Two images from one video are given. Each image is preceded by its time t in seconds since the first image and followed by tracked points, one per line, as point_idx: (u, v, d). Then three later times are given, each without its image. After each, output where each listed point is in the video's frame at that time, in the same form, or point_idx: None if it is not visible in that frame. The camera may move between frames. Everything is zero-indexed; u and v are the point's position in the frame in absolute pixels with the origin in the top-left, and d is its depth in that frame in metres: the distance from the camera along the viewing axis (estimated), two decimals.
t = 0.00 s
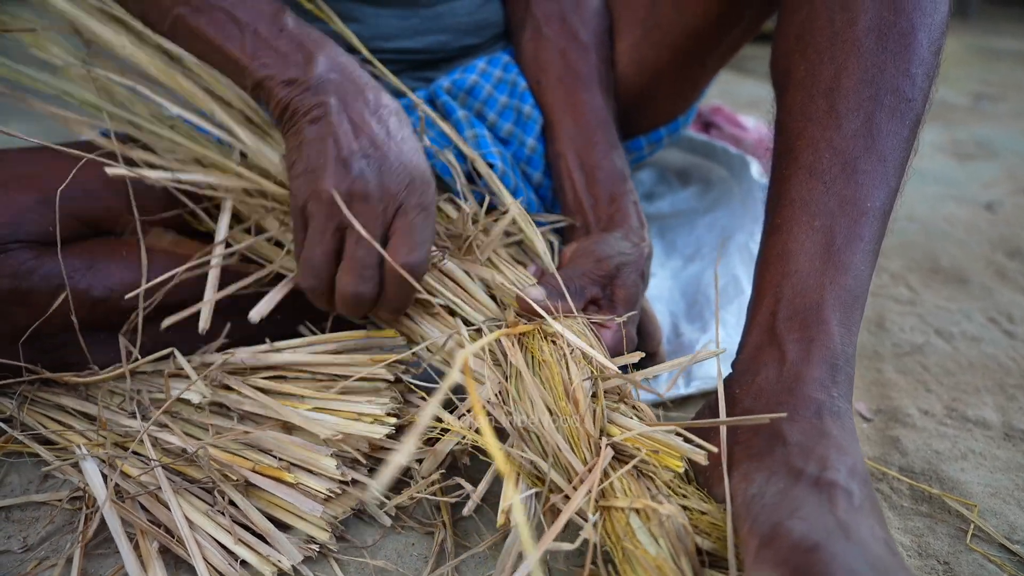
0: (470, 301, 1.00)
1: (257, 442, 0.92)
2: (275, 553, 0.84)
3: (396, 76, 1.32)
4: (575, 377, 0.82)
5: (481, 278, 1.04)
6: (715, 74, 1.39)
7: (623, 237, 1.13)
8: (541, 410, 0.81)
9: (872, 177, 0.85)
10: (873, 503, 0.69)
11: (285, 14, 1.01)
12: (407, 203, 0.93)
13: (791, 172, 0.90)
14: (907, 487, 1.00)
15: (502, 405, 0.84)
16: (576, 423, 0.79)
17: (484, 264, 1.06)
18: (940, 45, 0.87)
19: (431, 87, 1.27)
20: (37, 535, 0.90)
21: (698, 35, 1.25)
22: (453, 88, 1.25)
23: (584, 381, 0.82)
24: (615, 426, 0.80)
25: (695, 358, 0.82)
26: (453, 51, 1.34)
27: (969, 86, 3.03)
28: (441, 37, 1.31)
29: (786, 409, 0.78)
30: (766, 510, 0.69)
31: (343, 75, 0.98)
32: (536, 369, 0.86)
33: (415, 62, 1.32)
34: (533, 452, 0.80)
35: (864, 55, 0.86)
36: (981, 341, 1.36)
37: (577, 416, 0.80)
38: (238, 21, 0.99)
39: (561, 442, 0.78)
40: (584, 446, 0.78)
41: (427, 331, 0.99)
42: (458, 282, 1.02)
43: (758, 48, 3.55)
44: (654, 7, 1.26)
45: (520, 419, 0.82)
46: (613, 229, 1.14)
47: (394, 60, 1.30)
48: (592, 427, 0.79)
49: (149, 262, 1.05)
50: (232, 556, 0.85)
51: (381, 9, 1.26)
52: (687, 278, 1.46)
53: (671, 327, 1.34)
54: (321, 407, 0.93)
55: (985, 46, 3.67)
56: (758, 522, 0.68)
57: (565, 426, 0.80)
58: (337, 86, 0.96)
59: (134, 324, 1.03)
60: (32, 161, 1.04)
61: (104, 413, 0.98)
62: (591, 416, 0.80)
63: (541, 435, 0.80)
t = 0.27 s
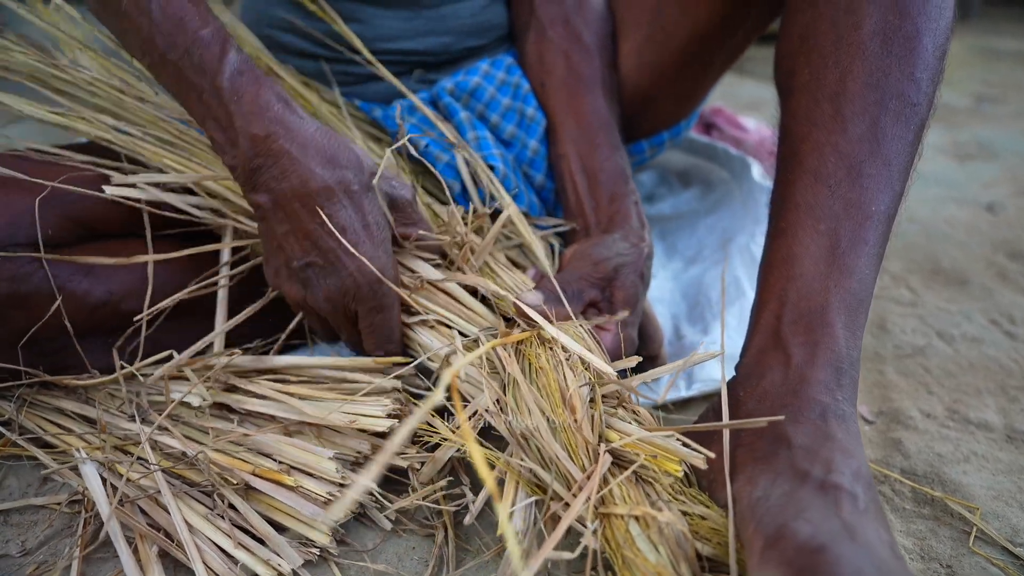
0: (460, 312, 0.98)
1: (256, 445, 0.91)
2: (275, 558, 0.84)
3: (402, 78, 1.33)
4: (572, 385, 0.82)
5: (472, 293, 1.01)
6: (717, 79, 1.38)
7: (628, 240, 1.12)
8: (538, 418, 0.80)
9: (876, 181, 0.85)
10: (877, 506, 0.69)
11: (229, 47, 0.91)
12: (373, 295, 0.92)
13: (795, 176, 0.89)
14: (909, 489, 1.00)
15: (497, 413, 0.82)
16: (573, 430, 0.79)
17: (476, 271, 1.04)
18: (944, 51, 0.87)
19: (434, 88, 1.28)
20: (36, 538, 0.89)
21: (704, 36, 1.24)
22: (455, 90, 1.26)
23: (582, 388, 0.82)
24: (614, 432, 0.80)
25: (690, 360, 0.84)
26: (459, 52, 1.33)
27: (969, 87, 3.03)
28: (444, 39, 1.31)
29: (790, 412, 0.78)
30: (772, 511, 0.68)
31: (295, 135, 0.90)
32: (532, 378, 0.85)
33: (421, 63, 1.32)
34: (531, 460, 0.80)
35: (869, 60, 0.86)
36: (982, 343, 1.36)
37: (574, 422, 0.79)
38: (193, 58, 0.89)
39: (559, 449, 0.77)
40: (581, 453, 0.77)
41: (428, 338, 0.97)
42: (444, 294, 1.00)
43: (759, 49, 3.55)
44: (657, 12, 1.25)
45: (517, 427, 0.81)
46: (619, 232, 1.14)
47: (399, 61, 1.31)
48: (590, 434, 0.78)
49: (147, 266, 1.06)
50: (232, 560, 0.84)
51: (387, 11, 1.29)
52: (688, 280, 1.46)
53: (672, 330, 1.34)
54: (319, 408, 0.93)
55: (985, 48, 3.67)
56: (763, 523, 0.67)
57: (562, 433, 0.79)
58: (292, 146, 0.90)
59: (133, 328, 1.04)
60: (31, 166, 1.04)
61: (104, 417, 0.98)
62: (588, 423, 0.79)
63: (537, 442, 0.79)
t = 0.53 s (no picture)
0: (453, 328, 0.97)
1: (257, 450, 0.91)
2: (275, 562, 0.83)
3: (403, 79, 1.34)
4: (560, 403, 0.82)
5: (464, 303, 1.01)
6: (717, 81, 1.38)
7: (618, 240, 1.12)
8: (528, 439, 0.81)
9: (878, 185, 0.84)
10: (875, 518, 0.68)
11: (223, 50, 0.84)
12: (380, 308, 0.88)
13: (797, 179, 0.89)
14: (912, 494, 0.99)
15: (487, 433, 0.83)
16: (563, 450, 0.79)
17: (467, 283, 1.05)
18: (948, 53, 0.87)
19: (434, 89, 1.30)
20: (36, 543, 0.89)
21: (707, 37, 1.23)
22: (455, 91, 1.28)
23: (571, 404, 0.82)
24: (607, 446, 0.80)
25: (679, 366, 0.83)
26: (462, 52, 1.34)
27: (970, 89, 3.03)
28: (445, 40, 1.31)
29: (790, 417, 0.77)
30: (767, 525, 0.68)
31: (292, 143, 0.84)
32: (521, 396, 0.86)
33: (421, 64, 1.33)
34: (524, 480, 0.80)
35: (871, 63, 0.85)
36: (984, 346, 1.35)
37: (563, 439, 0.80)
38: (176, 81, 0.84)
39: (550, 471, 0.77)
40: (573, 471, 0.77)
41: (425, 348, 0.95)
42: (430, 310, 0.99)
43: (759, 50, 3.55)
44: (658, 11, 1.24)
45: (507, 448, 0.82)
46: (609, 232, 1.14)
47: (401, 62, 1.32)
48: (581, 451, 0.78)
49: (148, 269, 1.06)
50: (232, 565, 0.84)
51: (388, 11, 1.29)
52: (689, 283, 1.45)
53: (673, 332, 1.34)
54: (316, 412, 0.93)
55: (985, 48, 3.67)
56: (759, 537, 0.67)
57: (554, 452, 0.79)
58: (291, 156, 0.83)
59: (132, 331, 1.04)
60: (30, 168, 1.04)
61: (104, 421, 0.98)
62: (579, 441, 0.79)
63: (530, 463, 0.80)
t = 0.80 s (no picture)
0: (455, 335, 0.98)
1: (259, 450, 0.91)
2: (277, 563, 0.83)
3: (404, 80, 1.34)
4: (552, 417, 0.82)
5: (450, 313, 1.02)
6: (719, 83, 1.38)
7: (584, 245, 1.12)
8: (521, 453, 0.81)
9: (879, 187, 0.84)
10: (874, 523, 0.69)
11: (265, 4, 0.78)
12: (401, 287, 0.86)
13: (798, 181, 0.89)
14: (915, 496, 0.99)
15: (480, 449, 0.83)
16: (557, 463, 0.79)
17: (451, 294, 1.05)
18: (950, 53, 0.86)
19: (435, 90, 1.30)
20: (38, 544, 0.89)
21: (709, 39, 1.23)
22: (457, 92, 1.27)
23: (562, 418, 0.82)
24: (601, 458, 0.79)
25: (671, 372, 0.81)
26: (464, 51, 1.34)
27: (972, 90, 3.03)
28: (449, 39, 1.32)
29: (790, 421, 0.77)
30: (766, 532, 0.68)
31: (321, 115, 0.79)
32: (513, 411, 0.86)
33: (423, 64, 1.33)
34: (519, 497, 0.80)
35: (872, 64, 0.85)
36: (988, 348, 1.35)
37: (557, 454, 0.79)
38: (210, 26, 0.75)
39: (544, 485, 0.77)
40: (568, 486, 0.77)
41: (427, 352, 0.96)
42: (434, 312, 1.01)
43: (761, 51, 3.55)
44: (659, 12, 1.24)
45: (500, 465, 0.82)
46: (573, 236, 1.14)
47: (404, 62, 1.32)
48: (575, 465, 0.78)
49: (151, 271, 1.06)
50: (234, 566, 0.84)
51: (391, 10, 1.29)
52: (691, 285, 1.45)
53: (676, 334, 1.34)
54: (316, 413, 0.94)
55: (987, 50, 3.67)
56: (757, 545, 0.68)
57: (547, 466, 0.79)
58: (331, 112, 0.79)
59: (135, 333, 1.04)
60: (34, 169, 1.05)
61: (106, 422, 0.98)
62: (573, 454, 0.79)
63: (524, 478, 0.80)
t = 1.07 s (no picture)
0: (473, 318, 0.97)
1: (261, 451, 0.91)
2: (279, 563, 0.83)
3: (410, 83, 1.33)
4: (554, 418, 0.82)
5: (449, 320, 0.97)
6: (722, 85, 1.38)
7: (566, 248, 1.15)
8: (522, 456, 0.81)
9: (880, 188, 0.84)
10: (873, 528, 0.68)
11: (268, 23, 0.86)
12: (384, 273, 0.94)
13: (799, 182, 0.89)
14: (917, 497, 0.99)
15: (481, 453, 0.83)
16: (559, 464, 0.79)
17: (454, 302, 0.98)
18: (951, 55, 0.87)
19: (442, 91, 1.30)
20: (41, 544, 0.89)
21: (711, 42, 1.23)
22: (462, 93, 1.28)
23: (563, 419, 0.81)
24: (600, 460, 0.79)
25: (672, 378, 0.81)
26: (474, 53, 1.35)
27: (973, 90, 3.03)
28: (457, 39, 1.33)
29: (790, 422, 0.77)
30: (763, 539, 0.69)
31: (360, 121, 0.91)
32: (515, 413, 0.86)
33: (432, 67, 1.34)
34: (520, 498, 0.81)
35: (873, 66, 0.85)
36: (989, 349, 1.35)
37: (559, 454, 0.79)
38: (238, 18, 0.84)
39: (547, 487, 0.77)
40: (570, 487, 0.77)
41: (442, 340, 0.96)
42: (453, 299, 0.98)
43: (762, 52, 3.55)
44: (662, 15, 1.24)
45: (500, 468, 0.81)
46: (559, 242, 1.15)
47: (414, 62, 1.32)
48: (577, 467, 0.78)
49: (154, 272, 1.06)
50: (237, 567, 0.84)
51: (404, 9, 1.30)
52: (692, 286, 1.45)
53: (677, 335, 1.34)
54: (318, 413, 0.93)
55: (987, 51, 3.67)
56: (756, 552, 0.68)
57: (549, 467, 0.80)
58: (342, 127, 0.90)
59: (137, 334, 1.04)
60: (38, 169, 1.05)
61: (109, 422, 0.98)
62: (574, 456, 0.79)
63: (525, 479, 0.80)
